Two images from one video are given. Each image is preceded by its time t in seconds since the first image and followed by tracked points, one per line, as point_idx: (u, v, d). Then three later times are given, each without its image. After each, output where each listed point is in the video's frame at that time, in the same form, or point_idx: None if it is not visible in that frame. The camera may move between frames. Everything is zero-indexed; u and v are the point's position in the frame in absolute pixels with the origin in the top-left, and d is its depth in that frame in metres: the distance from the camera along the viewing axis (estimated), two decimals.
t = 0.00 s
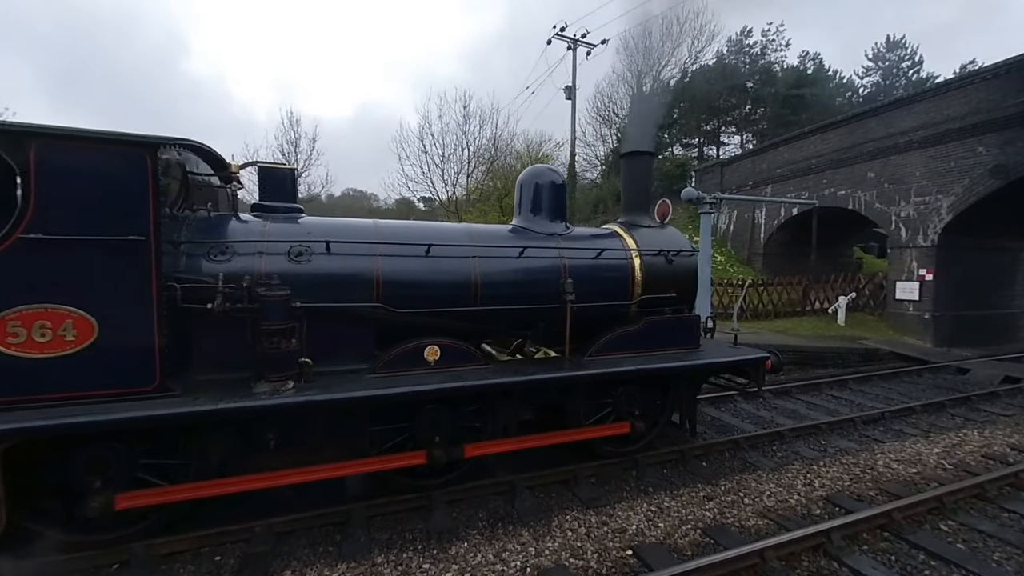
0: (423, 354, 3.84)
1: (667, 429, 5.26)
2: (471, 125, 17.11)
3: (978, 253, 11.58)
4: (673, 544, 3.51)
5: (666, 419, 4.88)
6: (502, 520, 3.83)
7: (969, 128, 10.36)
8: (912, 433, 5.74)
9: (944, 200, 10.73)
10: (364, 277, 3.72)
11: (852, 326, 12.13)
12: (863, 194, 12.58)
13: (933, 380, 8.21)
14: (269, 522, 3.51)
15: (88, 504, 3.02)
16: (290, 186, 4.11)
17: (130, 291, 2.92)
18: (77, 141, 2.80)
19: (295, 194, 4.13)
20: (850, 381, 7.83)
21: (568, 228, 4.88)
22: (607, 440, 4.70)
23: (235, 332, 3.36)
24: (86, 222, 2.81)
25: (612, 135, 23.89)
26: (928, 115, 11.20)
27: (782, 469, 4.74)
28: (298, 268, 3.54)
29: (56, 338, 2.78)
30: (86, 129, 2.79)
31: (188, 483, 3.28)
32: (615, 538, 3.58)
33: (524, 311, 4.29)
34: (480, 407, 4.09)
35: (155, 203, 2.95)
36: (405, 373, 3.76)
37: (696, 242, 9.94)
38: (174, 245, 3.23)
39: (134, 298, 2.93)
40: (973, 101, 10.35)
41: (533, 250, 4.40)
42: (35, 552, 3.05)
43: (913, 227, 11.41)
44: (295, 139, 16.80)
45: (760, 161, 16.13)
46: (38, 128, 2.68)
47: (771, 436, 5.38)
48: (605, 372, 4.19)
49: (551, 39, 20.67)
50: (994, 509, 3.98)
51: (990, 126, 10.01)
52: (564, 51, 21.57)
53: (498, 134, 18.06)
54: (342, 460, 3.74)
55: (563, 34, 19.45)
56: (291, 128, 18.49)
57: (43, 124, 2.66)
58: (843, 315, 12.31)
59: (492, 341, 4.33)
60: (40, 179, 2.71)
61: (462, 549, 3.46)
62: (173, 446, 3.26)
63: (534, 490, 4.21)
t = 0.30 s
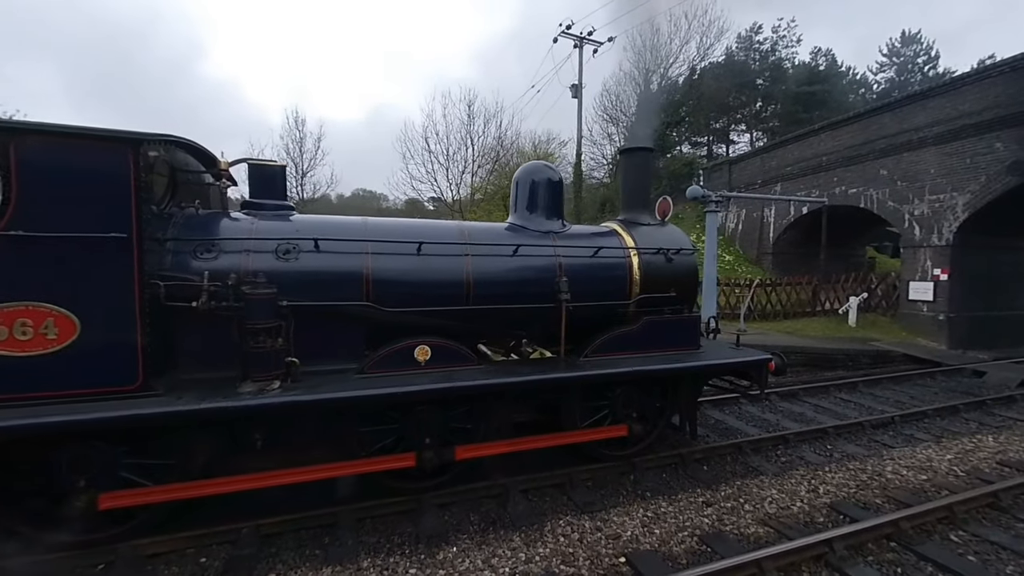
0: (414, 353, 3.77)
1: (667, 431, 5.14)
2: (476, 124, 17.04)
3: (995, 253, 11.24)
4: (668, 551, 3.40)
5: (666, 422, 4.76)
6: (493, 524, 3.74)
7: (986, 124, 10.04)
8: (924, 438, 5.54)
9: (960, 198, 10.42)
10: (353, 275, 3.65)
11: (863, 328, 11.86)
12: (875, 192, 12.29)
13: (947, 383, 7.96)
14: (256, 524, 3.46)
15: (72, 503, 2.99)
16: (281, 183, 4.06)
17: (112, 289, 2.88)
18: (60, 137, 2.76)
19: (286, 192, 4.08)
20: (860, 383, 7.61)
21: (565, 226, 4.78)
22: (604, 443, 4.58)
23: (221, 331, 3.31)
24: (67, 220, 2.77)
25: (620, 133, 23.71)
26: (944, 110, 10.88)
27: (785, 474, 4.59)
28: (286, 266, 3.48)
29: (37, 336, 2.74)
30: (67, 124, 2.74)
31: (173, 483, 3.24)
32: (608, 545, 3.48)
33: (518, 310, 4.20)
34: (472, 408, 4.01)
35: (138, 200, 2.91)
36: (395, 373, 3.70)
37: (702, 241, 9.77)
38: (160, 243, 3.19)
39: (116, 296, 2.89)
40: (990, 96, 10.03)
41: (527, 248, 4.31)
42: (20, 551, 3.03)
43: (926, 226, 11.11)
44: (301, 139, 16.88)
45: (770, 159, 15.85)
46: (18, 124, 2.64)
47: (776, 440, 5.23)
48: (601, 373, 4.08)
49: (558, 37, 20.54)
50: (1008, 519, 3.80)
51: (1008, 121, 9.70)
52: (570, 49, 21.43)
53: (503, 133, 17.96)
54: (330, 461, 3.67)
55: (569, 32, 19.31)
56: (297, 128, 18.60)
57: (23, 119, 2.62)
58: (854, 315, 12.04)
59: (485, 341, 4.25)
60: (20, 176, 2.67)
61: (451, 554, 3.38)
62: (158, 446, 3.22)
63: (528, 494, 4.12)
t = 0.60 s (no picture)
0: (402, 355, 3.72)
1: (664, 435, 5.04)
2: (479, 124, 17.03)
3: (1009, 253, 10.95)
4: (659, 559, 3.32)
5: (662, 425, 4.67)
6: (482, 529, 3.68)
7: (999, 121, 9.79)
8: (931, 444, 5.38)
9: (972, 197, 10.16)
10: (341, 275, 3.62)
11: (872, 329, 11.64)
12: (884, 191, 12.06)
13: (957, 387, 7.76)
14: (243, 526, 3.44)
15: (56, 504, 2.98)
16: (271, 183, 4.04)
17: (96, 288, 2.87)
18: (44, 137, 2.76)
19: (276, 192, 4.06)
20: (867, 387, 7.44)
21: (559, 226, 4.70)
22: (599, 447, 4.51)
23: (207, 331, 3.29)
24: (51, 220, 2.77)
25: (625, 133, 23.59)
26: (956, 107, 10.64)
27: (785, 480, 4.47)
28: (273, 266, 3.45)
29: (19, 337, 2.73)
30: (51, 124, 2.74)
31: (159, 485, 3.23)
32: (598, 552, 3.40)
33: (510, 311, 4.14)
34: (463, 411, 3.96)
35: (122, 199, 2.90)
36: (383, 374, 3.66)
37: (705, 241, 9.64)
38: (145, 243, 3.16)
39: (100, 295, 2.88)
40: (1003, 92, 9.78)
41: (520, 248, 4.25)
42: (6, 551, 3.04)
43: (937, 226, 10.87)
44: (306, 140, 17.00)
45: (777, 158, 15.64)
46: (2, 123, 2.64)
47: (776, 444, 5.11)
48: (593, 376, 4.01)
49: (563, 37, 20.48)
50: (1016, 530, 3.67)
51: (1022, 117, 9.44)
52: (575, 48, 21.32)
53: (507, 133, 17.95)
54: (318, 463, 3.64)
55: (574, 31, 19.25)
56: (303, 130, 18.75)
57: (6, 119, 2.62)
58: (862, 317, 11.82)
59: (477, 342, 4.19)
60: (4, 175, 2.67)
61: (437, 560, 3.33)
62: (144, 447, 3.21)
63: (520, 498, 4.05)
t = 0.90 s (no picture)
0: (390, 356, 3.70)
1: (660, 437, 4.97)
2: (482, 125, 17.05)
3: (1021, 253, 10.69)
4: (647, 565, 3.26)
5: (657, 428, 4.60)
6: (470, 532, 3.65)
7: (1011, 118, 9.56)
8: (936, 449, 5.25)
9: (983, 195, 9.94)
10: (328, 276, 3.61)
11: (879, 330, 11.44)
12: (892, 190, 11.85)
13: (966, 390, 7.58)
14: (230, 527, 3.43)
15: (44, 504, 3.01)
16: (261, 184, 4.05)
17: (80, 289, 2.88)
18: (28, 138, 2.78)
19: (267, 193, 4.06)
20: (873, 390, 7.28)
21: (552, 226, 4.66)
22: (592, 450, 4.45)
23: (194, 332, 3.30)
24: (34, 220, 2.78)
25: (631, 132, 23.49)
26: (966, 104, 10.41)
27: (782, 484, 4.39)
28: (260, 267, 3.45)
29: (4, 337, 2.75)
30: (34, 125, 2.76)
31: (145, 485, 3.23)
32: (586, 557, 3.35)
33: (500, 312, 4.11)
34: (452, 413, 3.93)
35: (106, 200, 2.91)
36: (371, 375, 3.64)
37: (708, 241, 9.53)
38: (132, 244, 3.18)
39: (84, 295, 2.89)
40: (1015, 88, 9.55)
41: (511, 249, 4.22)
42: None
43: (947, 225, 10.65)
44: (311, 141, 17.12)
45: (783, 157, 15.45)
46: None
47: (775, 448, 5.01)
48: (584, 378, 3.96)
49: (567, 37, 20.43)
50: (1018, 538, 3.56)
51: None
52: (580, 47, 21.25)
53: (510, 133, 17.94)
54: (306, 465, 3.63)
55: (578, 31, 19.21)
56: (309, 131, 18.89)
57: None
58: (869, 318, 11.63)
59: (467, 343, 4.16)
60: None
61: (423, 563, 3.31)
62: (132, 448, 3.22)
63: (510, 501, 4.01)
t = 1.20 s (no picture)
0: (377, 357, 3.68)
1: (654, 439, 4.91)
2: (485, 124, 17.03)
3: None
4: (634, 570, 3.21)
5: (649, 430, 4.54)
6: (457, 534, 3.62)
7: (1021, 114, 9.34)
8: (938, 453, 5.12)
9: (993, 194, 9.72)
10: (314, 276, 3.60)
11: (886, 332, 11.25)
12: (900, 189, 11.65)
13: (973, 393, 7.41)
14: (217, 527, 3.43)
15: (29, 504, 3.02)
16: (250, 184, 4.05)
17: (63, 289, 2.89)
18: (11, 139, 2.79)
19: (256, 193, 4.06)
20: (877, 392, 7.14)
21: (544, 226, 4.62)
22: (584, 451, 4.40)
23: (180, 332, 3.30)
24: (16, 221, 2.79)
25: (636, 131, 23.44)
26: (976, 101, 10.19)
27: (777, 488, 4.31)
28: (246, 267, 3.45)
29: None
30: (17, 126, 2.76)
31: (131, 485, 3.24)
32: (572, 561, 3.31)
33: (489, 312, 4.08)
34: (440, 414, 3.90)
35: (88, 200, 2.92)
36: (357, 376, 3.62)
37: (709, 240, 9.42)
38: (118, 244, 3.19)
39: (67, 295, 2.90)
40: None
41: (501, 249, 4.19)
42: None
43: (956, 225, 10.45)
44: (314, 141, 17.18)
45: (789, 156, 15.27)
46: None
47: (772, 451, 4.93)
48: (573, 379, 3.91)
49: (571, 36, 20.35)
50: (1019, 547, 3.46)
51: None
52: (584, 46, 21.18)
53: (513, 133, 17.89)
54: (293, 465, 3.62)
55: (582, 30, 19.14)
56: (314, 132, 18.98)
57: None
58: (876, 319, 11.44)
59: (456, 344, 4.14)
60: None
61: (407, 565, 3.28)
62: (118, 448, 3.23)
63: (499, 503, 3.98)
